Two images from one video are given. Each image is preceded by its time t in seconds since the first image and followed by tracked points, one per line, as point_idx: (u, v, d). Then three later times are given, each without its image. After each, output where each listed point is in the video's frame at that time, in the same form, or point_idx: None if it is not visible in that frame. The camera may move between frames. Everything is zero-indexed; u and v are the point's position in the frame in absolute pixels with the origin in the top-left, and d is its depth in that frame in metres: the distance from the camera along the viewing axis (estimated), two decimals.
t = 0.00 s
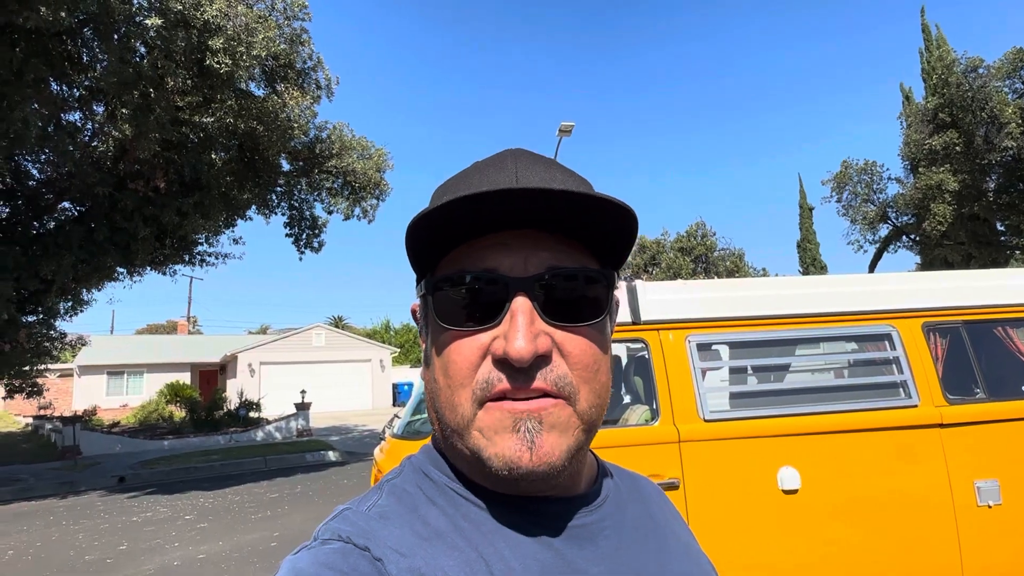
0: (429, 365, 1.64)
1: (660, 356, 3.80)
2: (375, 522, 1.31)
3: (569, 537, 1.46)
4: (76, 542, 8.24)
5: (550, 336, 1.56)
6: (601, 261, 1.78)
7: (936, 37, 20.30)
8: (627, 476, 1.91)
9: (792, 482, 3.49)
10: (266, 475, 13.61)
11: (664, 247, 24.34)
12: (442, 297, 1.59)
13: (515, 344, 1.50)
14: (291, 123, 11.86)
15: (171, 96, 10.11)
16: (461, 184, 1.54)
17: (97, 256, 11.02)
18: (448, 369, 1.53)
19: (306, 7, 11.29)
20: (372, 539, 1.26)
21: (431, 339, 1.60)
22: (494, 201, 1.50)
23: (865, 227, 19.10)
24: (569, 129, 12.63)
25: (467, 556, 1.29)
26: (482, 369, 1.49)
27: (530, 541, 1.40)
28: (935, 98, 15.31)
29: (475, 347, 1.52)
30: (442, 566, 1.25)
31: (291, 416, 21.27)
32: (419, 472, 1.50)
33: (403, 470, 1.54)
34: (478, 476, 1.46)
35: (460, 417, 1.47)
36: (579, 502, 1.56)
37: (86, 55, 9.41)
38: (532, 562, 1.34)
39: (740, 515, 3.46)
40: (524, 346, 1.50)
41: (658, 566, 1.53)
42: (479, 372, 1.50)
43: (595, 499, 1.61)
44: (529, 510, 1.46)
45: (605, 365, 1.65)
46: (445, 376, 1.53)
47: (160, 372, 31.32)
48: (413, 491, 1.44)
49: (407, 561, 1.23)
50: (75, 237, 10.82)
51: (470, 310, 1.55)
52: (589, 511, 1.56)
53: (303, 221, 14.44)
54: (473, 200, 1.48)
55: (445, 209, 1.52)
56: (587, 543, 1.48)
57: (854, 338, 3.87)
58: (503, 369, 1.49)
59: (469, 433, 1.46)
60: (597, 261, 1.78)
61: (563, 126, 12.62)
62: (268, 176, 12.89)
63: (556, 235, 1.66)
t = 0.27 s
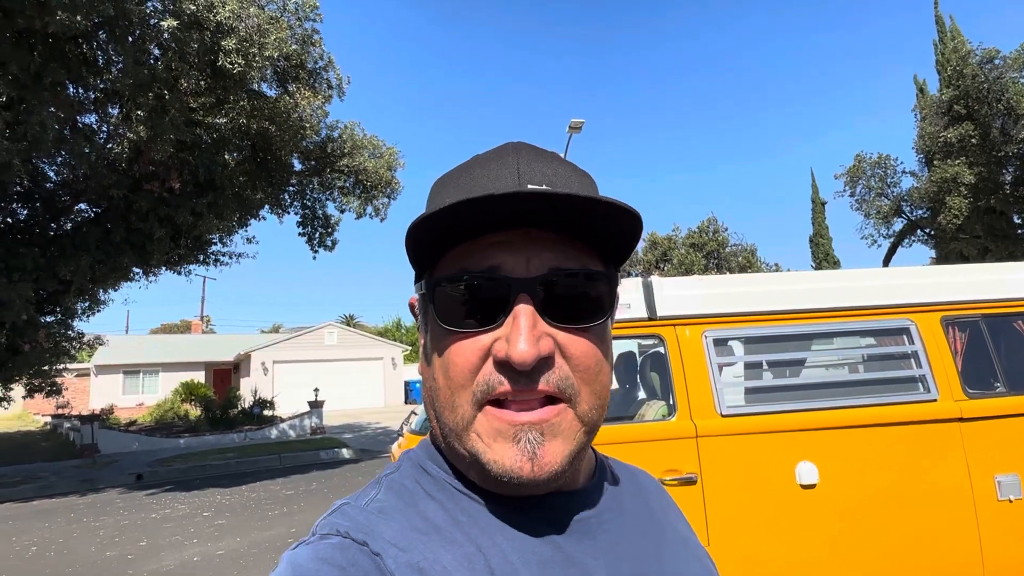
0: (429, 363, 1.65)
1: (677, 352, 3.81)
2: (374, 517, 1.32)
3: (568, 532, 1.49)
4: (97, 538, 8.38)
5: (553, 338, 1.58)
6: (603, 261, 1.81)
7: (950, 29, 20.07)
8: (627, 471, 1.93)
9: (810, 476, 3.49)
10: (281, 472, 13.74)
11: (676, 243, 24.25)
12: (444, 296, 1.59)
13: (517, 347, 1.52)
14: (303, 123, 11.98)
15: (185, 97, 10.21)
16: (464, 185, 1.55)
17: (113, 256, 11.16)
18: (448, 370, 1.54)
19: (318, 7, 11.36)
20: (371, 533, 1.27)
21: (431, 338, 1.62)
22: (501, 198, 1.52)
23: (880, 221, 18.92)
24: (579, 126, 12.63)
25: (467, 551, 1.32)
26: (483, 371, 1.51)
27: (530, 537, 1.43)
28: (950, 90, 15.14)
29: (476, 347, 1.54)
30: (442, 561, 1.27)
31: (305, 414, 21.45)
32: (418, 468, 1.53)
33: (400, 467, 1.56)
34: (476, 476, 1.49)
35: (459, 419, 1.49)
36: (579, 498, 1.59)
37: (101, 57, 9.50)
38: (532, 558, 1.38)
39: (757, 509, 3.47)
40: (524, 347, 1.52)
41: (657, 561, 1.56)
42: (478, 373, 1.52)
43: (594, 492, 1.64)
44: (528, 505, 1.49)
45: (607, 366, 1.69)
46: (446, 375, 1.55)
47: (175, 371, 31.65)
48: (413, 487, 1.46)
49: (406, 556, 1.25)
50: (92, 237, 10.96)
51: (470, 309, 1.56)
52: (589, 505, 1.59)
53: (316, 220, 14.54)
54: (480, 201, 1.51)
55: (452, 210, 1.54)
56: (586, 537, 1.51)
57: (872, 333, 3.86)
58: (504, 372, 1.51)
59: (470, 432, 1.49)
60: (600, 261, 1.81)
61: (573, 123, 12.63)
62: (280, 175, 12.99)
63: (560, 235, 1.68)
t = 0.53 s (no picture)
0: (498, 346, 1.37)
1: (693, 348, 3.82)
2: (361, 515, 1.22)
3: (557, 525, 1.37)
4: (118, 536, 8.52)
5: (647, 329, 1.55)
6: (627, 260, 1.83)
7: (964, 20, 19.84)
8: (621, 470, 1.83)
9: (828, 471, 3.49)
10: (297, 470, 13.87)
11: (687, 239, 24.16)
12: (536, 289, 1.35)
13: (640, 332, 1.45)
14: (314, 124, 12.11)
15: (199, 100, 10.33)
16: (519, 191, 1.35)
17: (130, 258, 11.32)
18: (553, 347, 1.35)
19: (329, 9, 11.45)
20: (358, 532, 1.18)
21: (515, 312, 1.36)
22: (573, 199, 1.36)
23: (894, 216, 18.74)
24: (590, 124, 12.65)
25: (456, 549, 1.22)
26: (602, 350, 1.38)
27: (522, 531, 1.32)
28: (965, 82, 14.97)
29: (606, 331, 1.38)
30: (432, 561, 1.18)
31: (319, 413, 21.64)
32: (405, 462, 1.39)
33: (390, 460, 1.43)
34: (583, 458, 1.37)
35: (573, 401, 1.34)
36: (573, 492, 1.47)
37: (117, 62, 9.64)
38: (523, 554, 1.27)
39: (775, 504, 3.48)
40: (650, 328, 1.47)
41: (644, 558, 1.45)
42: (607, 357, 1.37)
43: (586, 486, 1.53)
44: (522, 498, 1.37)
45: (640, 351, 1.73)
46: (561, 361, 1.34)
47: (191, 372, 32.00)
48: (400, 481, 1.34)
49: (394, 555, 1.15)
50: (110, 240, 11.13)
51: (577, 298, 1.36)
52: (580, 498, 1.47)
53: (329, 221, 14.65)
54: (562, 211, 1.34)
55: (524, 224, 1.33)
56: (576, 531, 1.39)
57: (889, 327, 3.84)
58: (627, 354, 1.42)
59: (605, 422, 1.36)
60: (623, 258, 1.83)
61: (584, 121, 12.64)
62: (293, 177, 13.12)
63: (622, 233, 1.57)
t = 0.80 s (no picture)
0: (554, 351, 1.33)
1: (702, 346, 3.82)
2: (342, 517, 1.16)
3: (540, 524, 1.30)
4: (135, 537, 8.63)
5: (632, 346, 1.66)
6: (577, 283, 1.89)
7: (975, 12, 19.64)
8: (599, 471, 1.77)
9: (839, 468, 3.49)
10: (310, 471, 13.96)
11: (697, 237, 24.07)
12: (592, 301, 1.36)
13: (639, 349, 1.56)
14: (323, 127, 12.24)
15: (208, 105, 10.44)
16: (575, 206, 1.35)
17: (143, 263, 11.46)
18: (600, 356, 1.37)
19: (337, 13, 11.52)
20: (341, 537, 1.12)
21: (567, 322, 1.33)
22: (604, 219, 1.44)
23: (906, 211, 18.57)
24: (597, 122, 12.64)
25: (440, 552, 1.15)
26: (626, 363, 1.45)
27: (508, 528, 1.25)
28: (977, 75, 14.82)
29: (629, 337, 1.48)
30: (415, 566, 1.12)
31: (331, 414, 21.78)
32: (386, 461, 1.30)
33: (370, 460, 1.35)
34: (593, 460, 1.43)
35: (606, 408, 1.38)
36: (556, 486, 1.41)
37: (128, 70, 9.76)
38: (508, 553, 1.21)
39: (786, 501, 3.48)
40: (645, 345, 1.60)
41: (622, 555, 1.39)
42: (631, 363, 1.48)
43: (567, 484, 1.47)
44: (509, 497, 1.29)
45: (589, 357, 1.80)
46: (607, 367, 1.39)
47: (204, 374, 32.29)
48: (382, 482, 1.25)
49: (376, 560, 1.10)
50: (123, 245, 11.27)
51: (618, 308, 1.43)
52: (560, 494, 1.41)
53: (339, 223, 14.73)
54: (609, 233, 1.41)
55: (588, 242, 1.35)
56: (558, 529, 1.32)
57: (900, 323, 3.83)
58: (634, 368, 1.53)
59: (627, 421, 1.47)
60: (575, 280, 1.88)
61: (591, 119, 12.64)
62: (303, 180, 13.23)
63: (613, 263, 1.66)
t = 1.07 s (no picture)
0: (542, 358, 1.35)
1: (705, 346, 3.80)
2: (324, 519, 1.15)
3: (522, 522, 1.31)
4: (143, 541, 8.67)
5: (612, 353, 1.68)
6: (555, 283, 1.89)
7: (980, 7, 19.53)
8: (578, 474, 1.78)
9: (844, 467, 3.47)
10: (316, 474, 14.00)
11: (702, 236, 24.02)
12: (578, 309, 1.38)
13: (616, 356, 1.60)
14: (326, 130, 12.28)
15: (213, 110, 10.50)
16: (562, 216, 1.36)
17: (149, 268, 11.52)
18: (585, 362, 1.41)
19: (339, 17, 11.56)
20: (323, 539, 1.11)
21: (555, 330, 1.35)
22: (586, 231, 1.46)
23: (912, 208, 18.47)
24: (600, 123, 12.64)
25: (424, 552, 1.16)
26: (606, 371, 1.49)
27: (490, 528, 1.26)
28: (983, 70, 14.73)
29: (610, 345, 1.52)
30: (400, 567, 1.12)
31: (337, 417, 21.82)
32: (367, 462, 1.30)
33: (349, 462, 1.34)
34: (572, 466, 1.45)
35: (587, 414, 1.41)
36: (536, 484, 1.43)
37: (134, 76, 9.82)
38: (492, 551, 1.22)
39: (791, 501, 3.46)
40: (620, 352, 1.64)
41: (601, 553, 1.41)
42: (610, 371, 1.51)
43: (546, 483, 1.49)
44: (491, 496, 1.30)
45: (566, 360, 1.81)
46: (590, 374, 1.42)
47: (211, 378, 32.42)
48: (363, 484, 1.25)
49: (360, 562, 1.10)
50: (129, 250, 11.33)
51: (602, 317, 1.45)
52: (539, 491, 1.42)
53: (343, 226, 14.78)
54: (593, 244, 1.43)
55: (575, 252, 1.37)
56: (539, 528, 1.33)
57: (905, 321, 3.81)
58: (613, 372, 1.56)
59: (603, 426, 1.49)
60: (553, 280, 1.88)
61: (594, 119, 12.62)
62: (308, 184, 13.28)
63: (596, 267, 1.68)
